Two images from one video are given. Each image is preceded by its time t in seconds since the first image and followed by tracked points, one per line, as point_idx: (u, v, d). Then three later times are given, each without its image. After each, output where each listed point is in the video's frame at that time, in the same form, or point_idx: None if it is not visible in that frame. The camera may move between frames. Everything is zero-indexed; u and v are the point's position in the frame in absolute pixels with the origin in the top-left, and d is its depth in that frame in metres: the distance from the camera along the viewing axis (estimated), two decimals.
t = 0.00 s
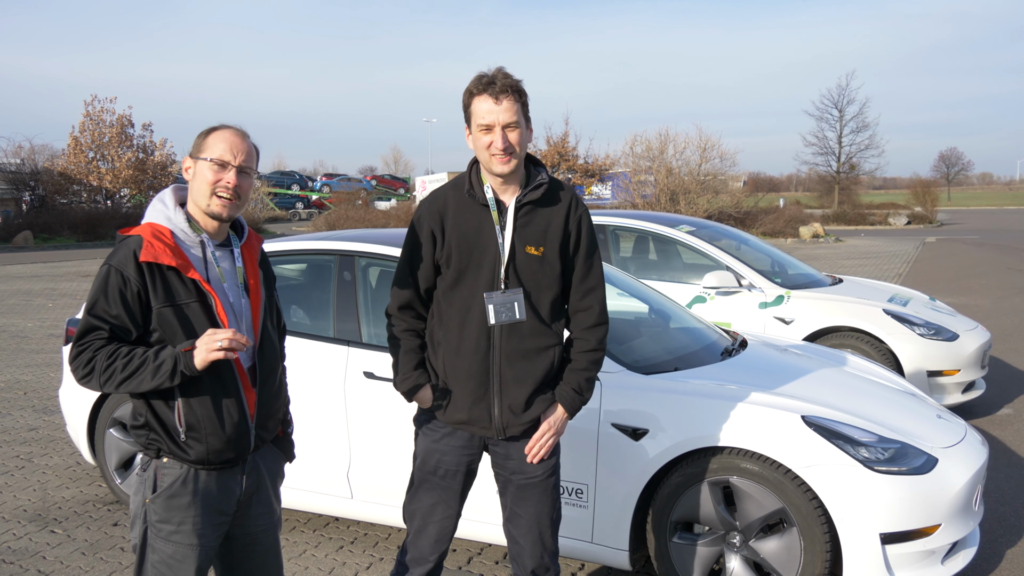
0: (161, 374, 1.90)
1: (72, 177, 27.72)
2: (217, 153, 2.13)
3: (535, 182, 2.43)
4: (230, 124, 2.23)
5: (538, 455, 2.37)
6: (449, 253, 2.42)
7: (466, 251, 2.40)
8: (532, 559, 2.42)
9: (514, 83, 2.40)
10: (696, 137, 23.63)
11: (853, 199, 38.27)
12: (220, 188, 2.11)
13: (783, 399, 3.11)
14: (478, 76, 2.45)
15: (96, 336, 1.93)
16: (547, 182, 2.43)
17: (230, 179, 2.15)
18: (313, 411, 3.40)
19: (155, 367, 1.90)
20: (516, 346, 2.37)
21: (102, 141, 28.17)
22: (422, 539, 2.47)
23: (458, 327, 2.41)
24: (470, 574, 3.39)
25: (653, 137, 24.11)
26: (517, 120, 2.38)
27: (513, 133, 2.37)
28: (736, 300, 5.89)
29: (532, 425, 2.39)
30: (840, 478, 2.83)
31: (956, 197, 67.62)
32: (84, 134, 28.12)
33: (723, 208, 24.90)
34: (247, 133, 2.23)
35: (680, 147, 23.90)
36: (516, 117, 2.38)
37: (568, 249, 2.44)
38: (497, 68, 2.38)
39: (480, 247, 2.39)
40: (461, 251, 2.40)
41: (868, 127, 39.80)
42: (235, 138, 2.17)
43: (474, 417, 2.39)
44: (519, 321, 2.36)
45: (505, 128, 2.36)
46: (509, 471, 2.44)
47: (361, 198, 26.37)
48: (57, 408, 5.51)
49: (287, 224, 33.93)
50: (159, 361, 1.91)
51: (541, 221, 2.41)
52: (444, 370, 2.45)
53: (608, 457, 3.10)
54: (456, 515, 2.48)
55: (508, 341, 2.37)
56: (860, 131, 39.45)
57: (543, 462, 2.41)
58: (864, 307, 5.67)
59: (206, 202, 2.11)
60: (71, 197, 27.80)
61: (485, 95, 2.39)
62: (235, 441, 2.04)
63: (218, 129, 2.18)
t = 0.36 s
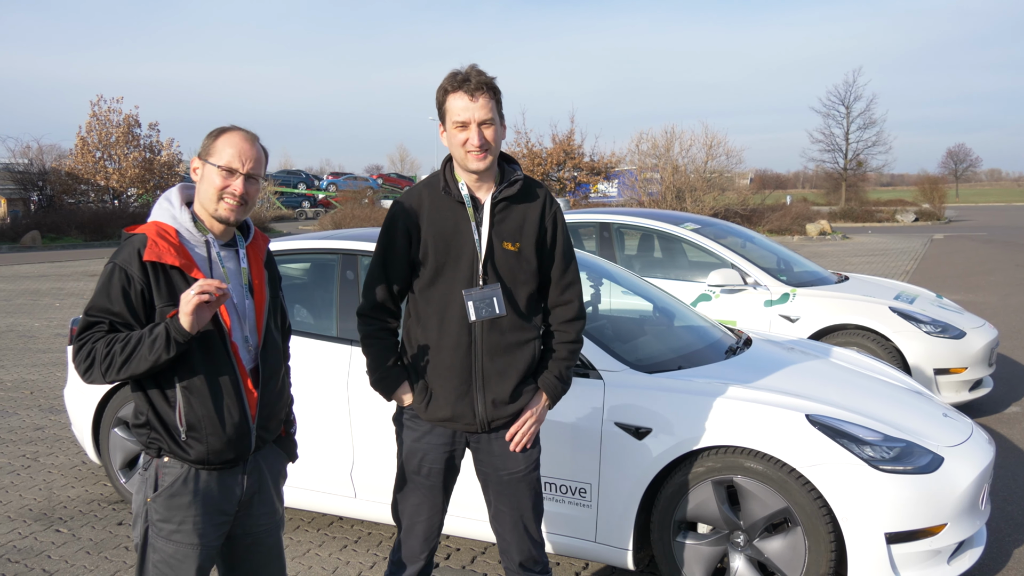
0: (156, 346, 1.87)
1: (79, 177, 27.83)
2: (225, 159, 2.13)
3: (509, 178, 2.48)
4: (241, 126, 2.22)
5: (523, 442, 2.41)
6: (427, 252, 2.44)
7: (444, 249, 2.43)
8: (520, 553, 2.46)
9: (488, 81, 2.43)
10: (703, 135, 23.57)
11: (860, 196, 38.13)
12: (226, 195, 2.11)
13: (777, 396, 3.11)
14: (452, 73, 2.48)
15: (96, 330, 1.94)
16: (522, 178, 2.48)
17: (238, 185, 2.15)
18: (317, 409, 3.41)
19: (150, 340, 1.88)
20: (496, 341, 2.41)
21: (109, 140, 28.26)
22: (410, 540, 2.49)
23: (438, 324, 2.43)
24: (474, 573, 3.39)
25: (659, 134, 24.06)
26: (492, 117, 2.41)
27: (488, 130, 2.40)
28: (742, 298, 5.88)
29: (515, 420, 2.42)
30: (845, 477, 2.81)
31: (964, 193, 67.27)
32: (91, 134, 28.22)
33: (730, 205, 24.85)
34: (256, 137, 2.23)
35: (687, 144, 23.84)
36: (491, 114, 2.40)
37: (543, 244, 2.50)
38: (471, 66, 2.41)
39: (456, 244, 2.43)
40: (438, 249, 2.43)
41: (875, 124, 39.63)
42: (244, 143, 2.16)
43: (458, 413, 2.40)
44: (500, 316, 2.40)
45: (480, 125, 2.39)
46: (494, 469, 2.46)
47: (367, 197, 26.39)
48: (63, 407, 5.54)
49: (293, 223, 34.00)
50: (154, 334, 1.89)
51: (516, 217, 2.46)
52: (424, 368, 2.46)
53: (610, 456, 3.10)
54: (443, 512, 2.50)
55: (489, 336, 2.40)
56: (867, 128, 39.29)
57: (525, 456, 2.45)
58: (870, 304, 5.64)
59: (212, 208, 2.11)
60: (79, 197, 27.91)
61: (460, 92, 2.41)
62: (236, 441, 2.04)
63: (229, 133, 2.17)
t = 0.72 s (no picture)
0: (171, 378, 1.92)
1: (97, 177, 28.10)
2: (238, 159, 2.14)
3: (508, 177, 2.49)
4: (254, 127, 2.23)
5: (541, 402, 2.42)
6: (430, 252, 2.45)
7: (448, 249, 2.44)
8: (530, 548, 2.46)
9: (486, 82, 2.43)
10: (718, 133, 23.45)
11: (877, 194, 37.78)
12: (238, 195, 2.12)
13: (786, 395, 3.08)
14: (449, 74, 2.48)
15: (109, 332, 1.95)
16: (521, 176, 2.49)
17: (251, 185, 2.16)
18: (328, 409, 3.42)
19: (166, 370, 1.92)
20: (504, 338, 2.41)
21: (127, 141, 28.53)
22: (420, 539, 2.50)
23: (444, 324, 2.43)
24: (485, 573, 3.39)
25: (675, 133, 23.95)
26: (490, 118, 2.42)
27: (486, 130, 2.41)
28: (755, 297, 5.84)
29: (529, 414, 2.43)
30: (858, 477, 2.79)
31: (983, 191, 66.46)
32: (109, 135, 28.49)
33: (746, 203, 24.70)
34: (271, 137, 2.24)
35: (702, 142, 23.72)
36: (490, 114, 2.41)
37: (544, 237, 2.52)
38: (468, 66, 2.42)
39: (459, 243, 2.44)
40: (442, 249, 2.44)
41: (892, 121, 39.23)
42: (257, 143, 2.17)
43: (470, 410, 2.40)
44: (506, 313, 2.41)
45: (479, 126, 2.40)
46: (505, 467, 2.46)
47: (382, 196, 26.46)
48: (79, 406, 5.60)
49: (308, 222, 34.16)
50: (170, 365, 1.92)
51: (517, 214, 2.47)
52: (432, 368, 2.46)
53: (621, 456, 3.08)
54: (453, 510, 2.51)
55: (496, 334, 2.41)
56: (885, 126, 38.90)
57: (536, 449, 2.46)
58: (885, 303, 5.58)
59: (225, 208, 2.12)
60: (97, 197, 28.19)
61: (458, 93, 2.42)
62: (244, 442, 2.05)
63: (242, 133, 2.18)
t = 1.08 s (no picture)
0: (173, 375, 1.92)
1: (110, 177, 28.28)
2: (242, 157, 2.14)
3: (514, 173, 2.48)
4: (257, 125, 2.23)
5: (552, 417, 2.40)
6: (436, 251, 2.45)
7: (454, 247, 2.44)
8: (540, 549, 2.45)
9: (492, 78, 2.43)
10: (729, 129, 23.33)
11: (890, 190, 37.50)
12: (244, 192, 2.13)
13: (794, 392, 3.07)
14: (455, 70, 2.48)
15: (112, 330, 1.97)
16: (526, 173, 2.49)
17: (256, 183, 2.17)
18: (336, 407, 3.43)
19: (168, 367, 1.93)
20: (510, 336, 2.41)
21: (139, 140, 28.71)
22: (428, 536, 2.50)
23: (451, 322, 2.43)
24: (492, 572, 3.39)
25: (685, 129, 23.85)
26: (496, 114, 2.41)
27: (492, 126, 2.41)
28: (765, 293, 5.81)
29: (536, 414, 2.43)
30: (866, 475, 2.77)
31: (997, 186, 65.86)
32: (121, 134, 28.66)
33: (757, 200, 24.62)
34: (274, 135, 2.25)
35: (713, 139, 23.61)
36: (495, 111, 2.41)
37: (550, 235, 2.52)
38: (474, 63, 2.41)
39: (464, 242, 2.43)
40: (448, 248, 2.44)
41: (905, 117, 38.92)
42: (260, 140, 2.18)
43: (477, 409, 2.41)
44: (512, 311, 2.41)
45: (485, 122, 2.40)
46: (513, 466, 2.46)
47: (394, 194, 26.50)
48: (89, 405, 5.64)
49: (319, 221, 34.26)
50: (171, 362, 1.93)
51: (523, 212, 2.46)
52: (439, 366, 2.46)
53: (628, 454, 3.08)
54: (460, 508, 2.51)
55: (503, 332, 2.40)
56: (898, 121, 38.61)
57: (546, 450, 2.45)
58: (896, 299, 5.54)
59: (230, 206, 2.13)
60: (110, 196, 28.38)
61: (464, 89, 2.41)
62: (248, 440, 2.06)
63: (245, 132, 2.19)
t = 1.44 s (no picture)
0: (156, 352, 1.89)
1: (114, 176, 28.34)
2: (230, 155, 2.15)
3: (510, 174, 2.48)
4: (243, 124, 2.24)
5: (530, 452, 2.42)
6: (433, 252, 2.45)
7: (451, 248, 2.44)
8: (543, 555, 2.42)
9: (485, 78, 2.43)
10: (733, 129, 23.31)
11: (894, 189, 37.42)
12: (234, 190, 2.13)
13: (793, 393, 3.06)
14: (449, 71, 2.48)
15: (103, 323, 1.95)
16: (523, 174, 2.48)
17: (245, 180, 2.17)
18: (335, 407, 3.43)
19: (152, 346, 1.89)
20: (507, 339, 2.41)
21: (143, 140, 28.78)
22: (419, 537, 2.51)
23: (448, 323, 2.43)
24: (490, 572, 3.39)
25: (689, 128, 23.83)
26: (490, 114, 2.42)
27: (485, 127, 2.41)
28: (766, 293, 5.81)
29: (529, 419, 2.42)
30: (865, 476, 2.77)
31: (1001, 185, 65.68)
32: (125, 134, 28.71)
33: (761, 200, 24.61)
34: (261, 132, 2.25)
35: (717, 138, 23.60)
36: (488, 110, 2.41)
37: (549, 239, 2.50)
38: (466, 63, 2.41)
39: (462, 243, 2.44)
40: (445, 248, 2.44)
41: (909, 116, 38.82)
42: (247, 138, 2.18)
43: (472, 411, 2.42)
44: (509, 312, 2.40)
45: (478, 123, 2.40)
46: (508, 467, 2.47)
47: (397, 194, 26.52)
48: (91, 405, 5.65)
49: (322, 221, 34.30)
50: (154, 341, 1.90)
51: (521, 214, 2.46)
52: (434, 367, 2.47)
53: (626, 455, 3.08)
54: (450, 508, 2.53)
55: (499, 334, 2.40)
56: (902, 120, 38.52)
57: (543, 452, 2.44)
58: (898, 299, 5.53)
59: (221, 204, 2.13)
60: (114, 196, 28.44)
61: (457, 89, 2.42)
62: (244, 438, 2.06)
63: (231, 130, 2.19)
